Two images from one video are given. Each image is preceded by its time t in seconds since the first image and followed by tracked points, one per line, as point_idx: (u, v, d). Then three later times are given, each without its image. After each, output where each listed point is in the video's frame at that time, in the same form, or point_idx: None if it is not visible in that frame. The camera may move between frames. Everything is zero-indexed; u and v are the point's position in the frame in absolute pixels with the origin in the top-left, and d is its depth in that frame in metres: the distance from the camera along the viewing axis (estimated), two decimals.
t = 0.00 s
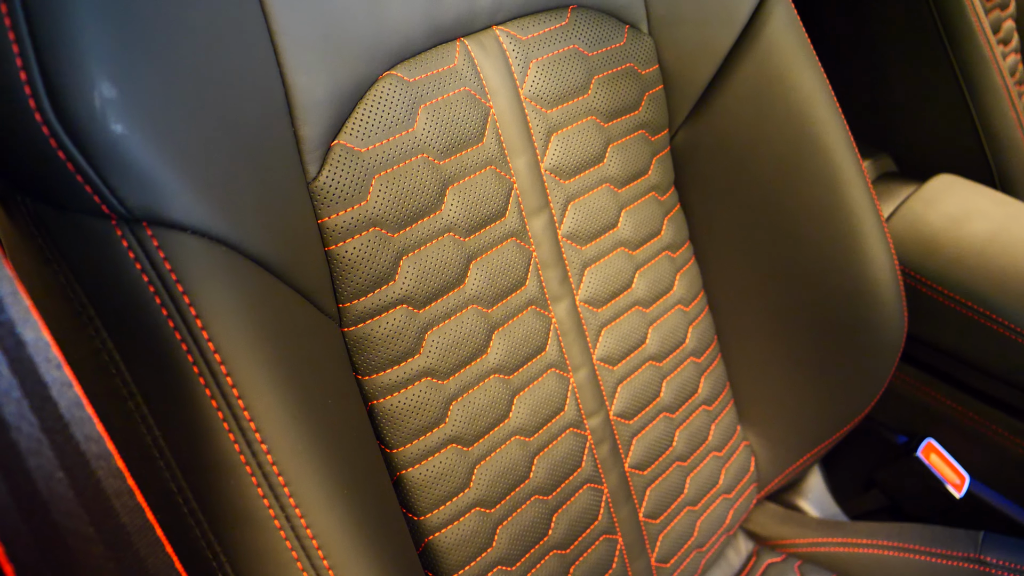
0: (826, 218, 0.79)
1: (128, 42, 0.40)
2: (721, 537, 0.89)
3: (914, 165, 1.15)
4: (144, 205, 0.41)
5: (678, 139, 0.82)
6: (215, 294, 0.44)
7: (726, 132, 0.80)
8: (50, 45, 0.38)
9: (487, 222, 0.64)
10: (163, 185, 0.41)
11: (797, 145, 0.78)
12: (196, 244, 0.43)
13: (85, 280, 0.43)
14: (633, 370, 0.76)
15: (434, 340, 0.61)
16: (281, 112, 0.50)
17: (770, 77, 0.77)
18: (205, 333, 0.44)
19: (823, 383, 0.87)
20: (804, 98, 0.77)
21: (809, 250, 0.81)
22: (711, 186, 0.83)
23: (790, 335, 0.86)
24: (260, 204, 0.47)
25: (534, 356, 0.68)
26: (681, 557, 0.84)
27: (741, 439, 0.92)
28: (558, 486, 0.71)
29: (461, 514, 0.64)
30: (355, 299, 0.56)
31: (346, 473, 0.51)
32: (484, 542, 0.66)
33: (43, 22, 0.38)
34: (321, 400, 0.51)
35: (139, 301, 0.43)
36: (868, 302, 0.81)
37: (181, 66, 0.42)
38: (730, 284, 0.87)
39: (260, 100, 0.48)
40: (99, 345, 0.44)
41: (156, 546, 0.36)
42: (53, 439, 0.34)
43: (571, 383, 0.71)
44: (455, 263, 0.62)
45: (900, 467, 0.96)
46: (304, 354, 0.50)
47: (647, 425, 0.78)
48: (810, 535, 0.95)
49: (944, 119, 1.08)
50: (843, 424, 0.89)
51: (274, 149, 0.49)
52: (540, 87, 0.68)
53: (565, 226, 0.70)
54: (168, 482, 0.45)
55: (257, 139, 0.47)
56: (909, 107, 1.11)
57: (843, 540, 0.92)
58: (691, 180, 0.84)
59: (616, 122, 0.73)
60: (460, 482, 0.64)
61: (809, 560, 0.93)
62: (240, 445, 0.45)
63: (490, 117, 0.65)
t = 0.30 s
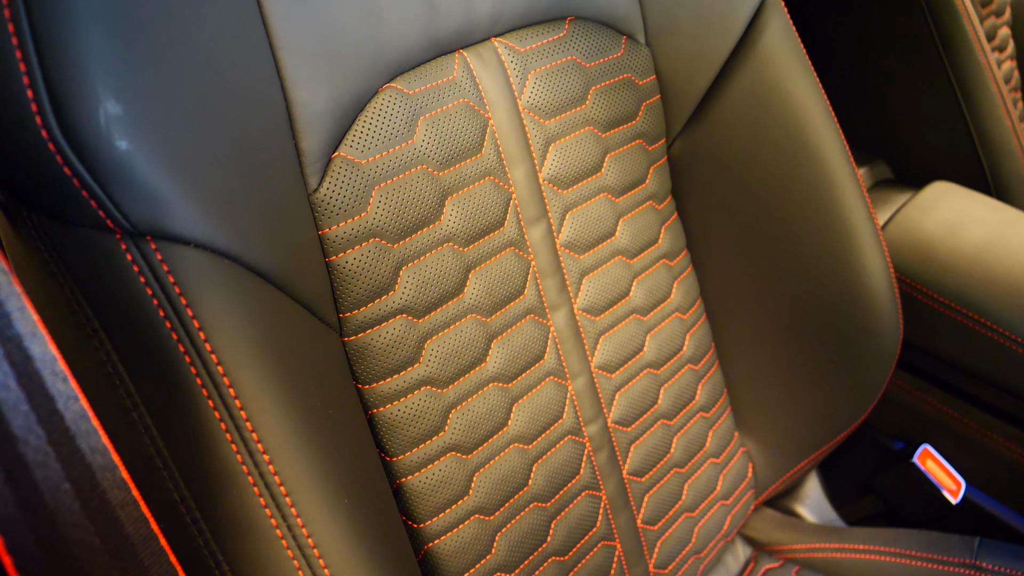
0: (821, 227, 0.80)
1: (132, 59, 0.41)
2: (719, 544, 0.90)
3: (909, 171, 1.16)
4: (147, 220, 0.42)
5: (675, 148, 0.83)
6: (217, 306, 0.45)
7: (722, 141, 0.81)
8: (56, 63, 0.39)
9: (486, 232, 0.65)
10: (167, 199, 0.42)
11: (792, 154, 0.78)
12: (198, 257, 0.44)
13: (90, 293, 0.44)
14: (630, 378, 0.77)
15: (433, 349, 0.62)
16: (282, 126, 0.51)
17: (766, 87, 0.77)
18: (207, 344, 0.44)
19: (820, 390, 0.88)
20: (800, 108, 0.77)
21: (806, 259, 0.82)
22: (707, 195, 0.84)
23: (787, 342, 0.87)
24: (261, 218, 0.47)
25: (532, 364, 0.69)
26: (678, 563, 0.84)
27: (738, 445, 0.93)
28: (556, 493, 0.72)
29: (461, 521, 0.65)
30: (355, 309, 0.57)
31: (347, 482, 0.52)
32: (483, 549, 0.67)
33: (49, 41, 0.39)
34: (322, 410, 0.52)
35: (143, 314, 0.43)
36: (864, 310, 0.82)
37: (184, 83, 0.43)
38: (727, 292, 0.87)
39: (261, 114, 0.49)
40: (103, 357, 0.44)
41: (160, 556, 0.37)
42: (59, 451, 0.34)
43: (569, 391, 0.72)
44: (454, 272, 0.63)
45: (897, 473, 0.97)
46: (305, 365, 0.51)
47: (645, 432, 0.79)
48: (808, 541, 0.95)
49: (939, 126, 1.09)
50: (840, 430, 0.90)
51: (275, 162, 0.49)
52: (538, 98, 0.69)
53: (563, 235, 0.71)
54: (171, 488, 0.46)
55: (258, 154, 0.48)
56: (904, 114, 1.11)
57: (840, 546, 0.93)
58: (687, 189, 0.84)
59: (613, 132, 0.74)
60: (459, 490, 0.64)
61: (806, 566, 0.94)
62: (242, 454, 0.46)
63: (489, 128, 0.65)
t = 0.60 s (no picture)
0: (817, 235, 0.80)
1: (136, 75, 0.42)
2: (717, 549, 0.90)
3: (905, 178, 1.17)
4: (150, 233, 0.43)
5: (672, 157, 0.83)
6: (219, 318, 0.45)
7: (718, 150, 0.81)
8: (60, 80, 0.40)
9: (485, 241, 0.66)
10: (169, 213, 0.43)
11: (788, 163, 0.79)
12: (200, 269, 0.45)
13: (93, 305, 0.44)
14: (628, 385, 0.77)
15: (433, 358, 0.62)
16: (283, 139, 0.51)
17: (762, 96, 0.78)
18: (209, 355, 0.45)
19: (817, 396, 0.88)
20: (795, 117, 0.78)
21: (802, 266, 0.82)
22: (704, 203, 0.85)
23: (784, 349, 0.87)
24: (263, 230, 0.48)
25: (531, 372, 0.70)
26: (676, 569, 0.85)
27: (736, 451, 0.93)
28: (555, 500, 0.72)
29: (460, 528, 0.66)
30: (354, 318, 0.58)
31: (348, 491, 0.53)
32: (482, 556, 0.67)
33: (54, 58, 0.40)
34: (323, 419, 0.52)
35: (146, 326, 0.44)
36: (860, 317, 0.82)
37: (187, 98, 0.44)
38: (724, 299, 0.88)
39: (262, 127, 0.49)
40: (107, 368, 0.45)
41: (163, 566, 0.37)
42: (64, 462, 0.34)
43: (567, 399, 0.72)
44: (453, 282, 0.63)
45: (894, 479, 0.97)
46: (306, 375, 0.51)
47: (643, 439, 0.79)
48: (806, 546, 0.95)
49: (936, 133, 1.10)
50: (837, 436, 0.90)
51: (275, 175, 0.50)
52: (535, 108, 0.69)
53: (561, 244, 0.72)
54: (173, 500, 0.47)
55: (259, 167, 0.48)
56: (900, 121, 1.12)
57: (838, 551, 0.93)
58: (684, 197, 0.85)
59: (610, 142, 0.75)
60: (458, 497, 0.65)
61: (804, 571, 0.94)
62: (243, 464, 0.47)
63: (487, 138, 0.66)
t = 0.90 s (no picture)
0: (813, 243, 0.81)
1: (139, 91, 0.42)
2: (715, 555, 0.91)
3: (902, 185, 1.18)
4: (154, 246, 0.43)
5: (669, 166, 0.84)
6: (221, 329, 0.46)
7: (715, 159, 0.82)
8: (65, 96, 0.41)
9: (484, 251, 0.66)
10: (172, 226, 0.43)
11: (784, 172, 0.80)
12: (202, 281, 0.45)
13: (97, 317, 0.45)
14: (626, 392, 0.78)
15: (432, 367, 0.63)
16: (283, 151, 0.52)
17: (758, 105, 0.79)
18: (212, 366, 0.46)
19: (813, 403, 0.89)
20: (791, 127, 0.79)
21: (798, 274, 0.83)
22: (701, 211, 0.85)
23: (781, 356, 0.88)
24: (264, 242, 0.49)
25: (529, 380, 0.70)
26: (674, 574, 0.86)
27: (733, 457, 0.94)
28: (553, 507, 0.73)
29: (459, 535, 0.66)
30: (354, 328, 0.58)
31: (348, 500, 0.53)
32: (480, 562, 0.68)
33: (59, 75, 0.41)
34: (323, 429, 0.53)
35: (150, 337, 0.45)
36: (856, 324, 0.83)
37: (190, 112, 0.45)
38: (721, 305, 0.89)
39: (263, 140, 0.50)
40: (110, 379, 0.46)
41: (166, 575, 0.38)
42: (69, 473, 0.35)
43: (565, 406, 0.73)
44: (451, 291, 0.64)
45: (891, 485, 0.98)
46: (306, 385, 0.52)
47: (641, 446, 0.80)
48: (803, 552, 0.96)
49: (932, 140, 1.11)
50: (833, 442, 0.91)
51: (276, 187, 0.51)
52: (534, 119, 0.70)
53: (559, 253, 0.72)
54: (175, 509, 0.47)
55: (260, 180, 0.49)
56: (896, 128, 1.13)
57: (834, 557, 0.94)
58: (681, 206, 0.86)
59: (608, 151, 0.75)
60: (457, 504, 0.66)
61: None
62: (245, 474, 0.47)
63: (486, 149, 0.67)
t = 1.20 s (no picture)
0: (809, 252, 0.82)
1: (144, 107, 0.43)
2: (712, 561, 0.91)
3: (899, 192, 1.19)
4: (158, 260, 0.44)
5: (666, 175, 0.85)
6: (223, 341, 0.47)
7: (711, 169, 0.83)
8: (70, 114, 0.41)
9: (482, 261, 0.67)
10: (176, 241, 0.44)
11: (780, 181, 0.80)
12: (205, 294, 0.46)
13: (102, 330, 0.46)
14: (623, 400, 0.79)
15: (431, 376, 0.64)
16: (284, 165, 0.53)
17: (754, 116, 0.80)
18: (214, 378, 0.46)
19: (810, 410, 0.89)
20: (786, 137, 0.80)
21: (794, 283, 0.84)
22: (697, 220, 0.86)
23: (777, 364, 0.89)
24: (265, 255, 0.50)
25: (527, 389, 0.71)
26: None
27: (730, 464, 0.94)
28: (551, 514, 0.74)
29: (458, 543, 0.67)
30: (354, 338, 0.59)
31: (348, 509, 0.54)
32: (479, 570, 0.69)
33: (64, 92, 0.41)
34: (323, 439, 0.53)
35: (154, 350, 0.46)
36: (852, 332, 0.84)
37: (193, 129, 0.45)
38: (718, 313, 0.89)
39: (264, 154, 0.51)
40: (114, 391, 0.47)
41: None
42: (75, 485, 0.35)
43: (563, 415, 0.74)
44: (450, 301, 0.65)
45: (888, 491, 0.98)
46: (307, 395, 0.53)
47: (638, 453, 0.81)
48: (801, 558, 0.96)
49: (928, 148, 1.12)
50: (830, 449, 0.92)
51: (278, 201, 0.52)
52: (532, 130, 0.71)
53: (557, 263, 0.73)
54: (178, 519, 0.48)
55: (261, 193, 0.50)
56: (893, 136, 1.14)
57: (830, 563, 0.95)
58: (678, 215, 0.87)
59: (605, 162, 0.76)
60: (456, 512, 0.66)
61: None
62: (247, 485, 0.48)
63: (484, 160, 0.67)
